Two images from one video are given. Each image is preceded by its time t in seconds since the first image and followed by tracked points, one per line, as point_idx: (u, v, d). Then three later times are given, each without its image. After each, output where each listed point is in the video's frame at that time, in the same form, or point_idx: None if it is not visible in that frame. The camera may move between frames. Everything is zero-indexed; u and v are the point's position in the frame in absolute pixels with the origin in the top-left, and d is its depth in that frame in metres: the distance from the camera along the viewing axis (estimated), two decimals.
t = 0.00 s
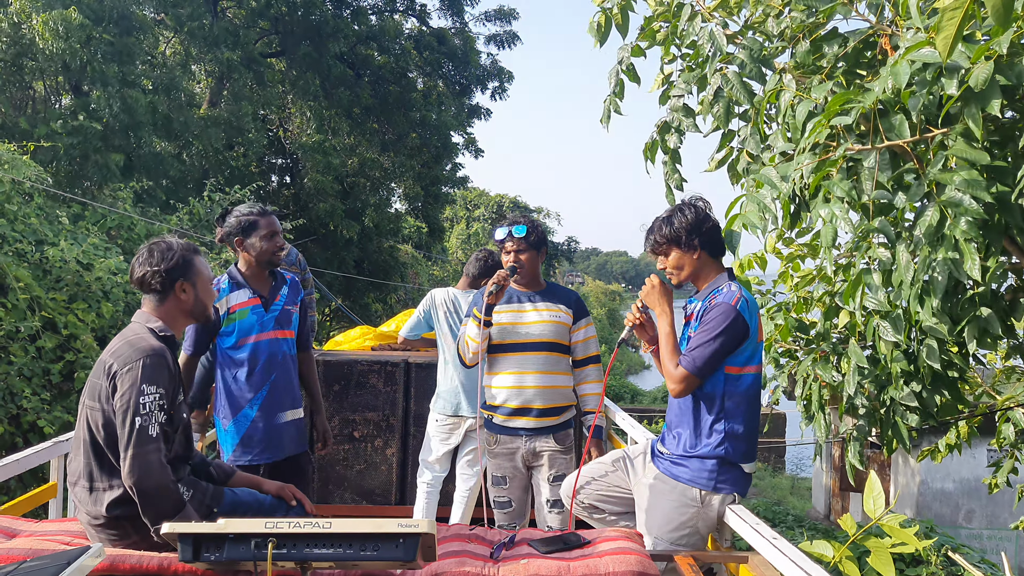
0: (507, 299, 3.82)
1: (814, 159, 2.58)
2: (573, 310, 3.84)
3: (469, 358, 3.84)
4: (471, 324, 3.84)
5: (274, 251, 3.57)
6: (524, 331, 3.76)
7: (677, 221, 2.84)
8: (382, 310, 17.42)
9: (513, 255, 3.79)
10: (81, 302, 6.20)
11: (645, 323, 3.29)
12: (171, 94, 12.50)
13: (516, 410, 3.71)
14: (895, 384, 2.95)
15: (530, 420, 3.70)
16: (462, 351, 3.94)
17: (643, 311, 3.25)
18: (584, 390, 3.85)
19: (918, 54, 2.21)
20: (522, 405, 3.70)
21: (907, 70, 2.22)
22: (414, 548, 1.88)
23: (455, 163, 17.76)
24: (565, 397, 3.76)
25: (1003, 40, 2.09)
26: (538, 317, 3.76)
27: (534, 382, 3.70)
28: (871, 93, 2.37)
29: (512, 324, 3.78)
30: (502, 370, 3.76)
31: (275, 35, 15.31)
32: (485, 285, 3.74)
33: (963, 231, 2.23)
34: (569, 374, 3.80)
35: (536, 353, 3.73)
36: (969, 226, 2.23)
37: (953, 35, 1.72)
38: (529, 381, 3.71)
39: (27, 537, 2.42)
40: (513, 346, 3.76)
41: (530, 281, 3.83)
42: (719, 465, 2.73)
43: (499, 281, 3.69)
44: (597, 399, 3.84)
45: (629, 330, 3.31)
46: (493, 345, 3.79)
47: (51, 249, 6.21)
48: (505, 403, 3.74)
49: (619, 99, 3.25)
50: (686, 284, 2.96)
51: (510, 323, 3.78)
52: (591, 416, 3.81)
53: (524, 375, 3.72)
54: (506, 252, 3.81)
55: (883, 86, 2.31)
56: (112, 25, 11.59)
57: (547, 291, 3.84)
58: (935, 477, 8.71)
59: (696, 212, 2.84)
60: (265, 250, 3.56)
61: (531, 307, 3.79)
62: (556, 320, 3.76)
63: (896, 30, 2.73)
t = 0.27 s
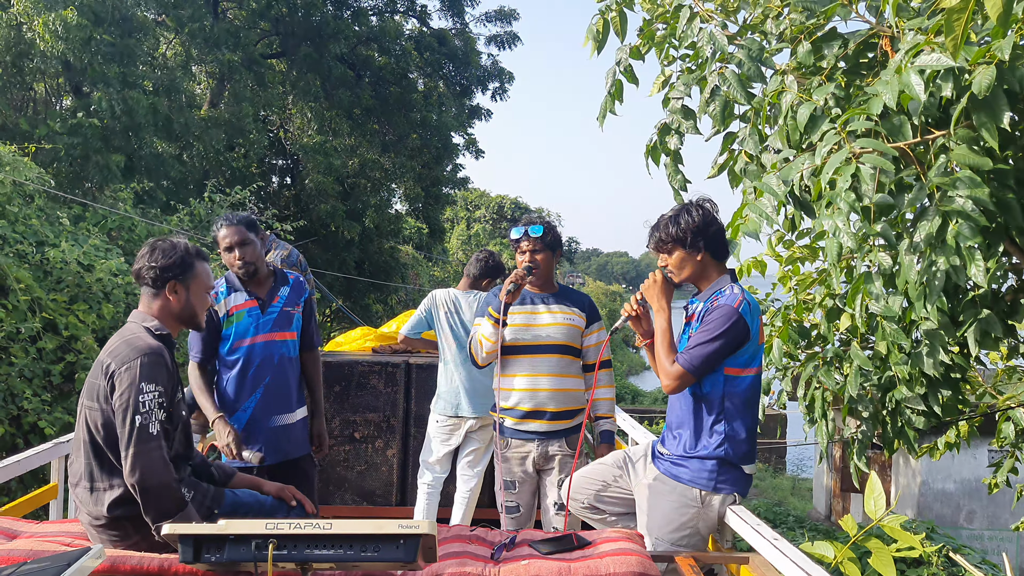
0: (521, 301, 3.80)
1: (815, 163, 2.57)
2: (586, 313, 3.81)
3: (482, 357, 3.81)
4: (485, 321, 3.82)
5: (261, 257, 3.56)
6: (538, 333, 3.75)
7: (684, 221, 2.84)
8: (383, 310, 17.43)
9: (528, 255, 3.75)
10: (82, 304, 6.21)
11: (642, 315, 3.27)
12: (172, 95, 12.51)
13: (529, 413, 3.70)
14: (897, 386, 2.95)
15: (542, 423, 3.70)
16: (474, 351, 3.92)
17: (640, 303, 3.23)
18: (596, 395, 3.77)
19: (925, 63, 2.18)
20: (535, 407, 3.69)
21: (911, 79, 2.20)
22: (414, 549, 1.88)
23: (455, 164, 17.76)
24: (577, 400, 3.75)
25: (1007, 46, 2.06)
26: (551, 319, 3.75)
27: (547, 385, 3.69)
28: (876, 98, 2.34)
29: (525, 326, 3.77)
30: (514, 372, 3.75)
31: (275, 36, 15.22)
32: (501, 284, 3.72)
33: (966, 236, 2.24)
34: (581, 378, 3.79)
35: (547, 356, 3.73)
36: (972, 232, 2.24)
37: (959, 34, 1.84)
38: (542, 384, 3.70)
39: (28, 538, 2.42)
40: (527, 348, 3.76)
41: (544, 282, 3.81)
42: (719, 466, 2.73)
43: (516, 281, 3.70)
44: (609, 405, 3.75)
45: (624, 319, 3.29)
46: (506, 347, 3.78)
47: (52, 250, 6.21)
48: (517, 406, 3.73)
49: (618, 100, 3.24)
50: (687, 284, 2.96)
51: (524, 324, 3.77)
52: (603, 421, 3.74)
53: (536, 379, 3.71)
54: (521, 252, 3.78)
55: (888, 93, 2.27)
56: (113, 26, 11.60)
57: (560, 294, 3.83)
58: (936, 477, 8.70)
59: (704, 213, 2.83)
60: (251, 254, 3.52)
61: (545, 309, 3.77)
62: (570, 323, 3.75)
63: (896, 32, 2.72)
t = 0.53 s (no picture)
0: (536, 303, 3.78)
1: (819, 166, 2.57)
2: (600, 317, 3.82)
3: (497, 359, 3.76)
4: (502, 323, 3.74)
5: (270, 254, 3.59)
6: (554, 336, 3.74)
7: (687, 219, 2.84)
8: (385, 311, 17.44)
9: (543, 256, 3.73)
10: (83, 304, 6.21)
11: (642, 312, 3.28)
12: (173, 96, 12.52)
13: (546, 416, 3.71)
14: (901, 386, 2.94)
15: (558, 426, 3.71)
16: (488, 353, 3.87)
17: (641, 300, 3.24)
18: (607, 400, 3.78)
19: (934, 71, 2.16)
20: (552, 410, 3.70)
21: (920, 88, 2.18)
22: (415, 549, 1.88)
23: (456, 164, 17.76)
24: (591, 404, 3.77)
25: None
26: (567, 321, 3.75)
27: (563, 389, 3.70)
28: (881, 105, 2.33)
29: (541, 328, 3.75)
30: (531, 375, 3.74)
31: (277, 37, 15.29)
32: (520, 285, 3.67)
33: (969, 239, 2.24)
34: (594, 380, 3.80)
35: (563, 359, 3.73)
36: (974, 234, 2.24)
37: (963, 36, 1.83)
38: (558, 387, 3.70)
39: (30, 539, 2.43)
40: (543, 351, 3.75)
41: (559, 284, 3.80)
42: (721, 467, 2.74)
43: (535, 281, 3.64)
44: (622, 409, 3.77)
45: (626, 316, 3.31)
46: (522, 349, 3.75)
47: (53, 250, 6.21)
48: (533, 409, 3.72)
49: (617, 100, 3.23)
50: (690, 283, 2.96)
51: (539, 326, 3.76)
52: (617, 425, 3.76)
53: (553, 382, 3.71)
54: (536, 254, 3.75)
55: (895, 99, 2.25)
56: (114, 27, 11.61)
57: (574, 296, 3.82)
58: (938, 478, 8.68)
59: (706, 212, 2.84)
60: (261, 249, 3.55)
61: (560, 312, 3.76)
62: (585, 326, 3.75)
63: (896, 34, 2.71)
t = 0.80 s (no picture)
0: (549, 305, 3.78)
1: (822, 169, 2.58)
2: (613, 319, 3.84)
3: (512, 361, 3.72)
4: (517, 324, 3.70)
5: (307, 256, 3.77)
6: (568, 338, 3.74)
7: (693, 217, 2.85)
8: (386, 311, 17.43)
9: (557, 256, 3.74)
10: (85, 304, 6.21)
11: (646, 312, 3.29)
12: (174, 96, 12.50)
13: (562, 419, 3.68)
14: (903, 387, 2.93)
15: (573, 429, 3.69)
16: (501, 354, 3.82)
17: (645, 299, 3.24)
18: (618, 402, 3.84)
19: (935, 72, 2.15)
20: (568, 412, 3.68)
21: (919, 90, 2.18)
22: (417, 549, 1.88)
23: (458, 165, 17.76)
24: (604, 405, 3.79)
25: None
26: (581, 322, 3.75)
27: (579, 391, 3.70)
28: (883, 108, 2.33)
29: (555, 330, 3.75)
30: (546, 377, 3.73)
31: (278, 37, 15.31)
32: (533, 286, 3.66)
33: (974, 238, 2.24)
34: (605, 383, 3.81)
35: (578, 361, 3.73)
36: (980, 233, 2.23)
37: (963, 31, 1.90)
38: (574, 389, 3.70)
39: (32, 539, 2.43)
40: (557, 353, 3.74)
41: (571, 286, 3.81)
42: (723, 467, 2.73)
43: (549, 282, 3.65)
44: (633, 410, 3.83)
45: (629, 315, 3.31)
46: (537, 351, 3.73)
47: (55, 250, 6.22)
48: (548, 411, 3.69)
49: (619, 96, 3.23)
50: (693, 283, 2.97)
51: (553, 328, 3.76)
52: (629, 427, 3.81)
53: (568, 384, 3.71)
54: (549, 255, 3.76)
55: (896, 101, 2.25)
56: (115, 28, 11.62)
57: (587, 299, 3.84)
58: (940, 478, 8.67)
59: (712, 210, 2.85)
60: (298, 249, 3.73)
61: (574, 313, 3.77)
62: (599, 328, 3.76)
63: (899, 35, 2.72)
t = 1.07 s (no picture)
0: (556, 305, 3.76)
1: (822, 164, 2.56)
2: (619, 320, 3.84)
3: (518, 360, 3.66)
4: (523, 322, 3.64)
5: (338, 259, 3.81)
6: (576, 339, 3.73)
7: (693, 216, 2.84)
8: (386, 312, 17.44)
9: (564, 256, 3.73)
10: (85, 304, 6.21)
11: (647, 312, 3.29)
12: (175, 96, 12.50)
13: (568, 421, 3.68)
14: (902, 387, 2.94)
15: (579, 431, 3.69)
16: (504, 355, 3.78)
17: (646, 300, 3.24)
18: (622, 403, 3.85)
19: (934, 67, 2.17)
20: (575, 413, 3.68)
21: (921, 81, 2.18)
22: (418, 549, 1.88)
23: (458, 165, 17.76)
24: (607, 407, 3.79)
25: None
26: (587, 323, 3.75)
27: (585, 393, 3.70)
28: (883, 100, 2.34)
29: (563, 331, 3.74)
30: (553, 378, 3.71)
31: (279, 38, 15.34)
32: (541, 284, 3.64)
33: (974, 237, 2.24)
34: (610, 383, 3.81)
35: (585, 362, 3.72)
36: (980, 232, 2.23)
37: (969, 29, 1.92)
38: (581, 391, 3.70)
39: (34, 539, 2.44)
40: (564, 353, 3.73)
41: (578, 286, 3.80)
42: (723, 468, 2.73)
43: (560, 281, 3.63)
44: (636, 412, 3.84)
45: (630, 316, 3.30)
46: (544, 351, 3.71)
47: (56, 251, 6.22)
48: (555, 412, 3.68)
49: (624, 93, 3.25)
50: (693, 283, 2.97)
51: (560, 329, 3.74)
52: (633, 429, 3.81)
53: (575, 385, 3.70)
54: (557, 254, 3.75)
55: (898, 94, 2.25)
56: (116, 28, 11.63)
57: (593, 299, 3.83)
58: (940, 478, 8.67)
59: (712, 209, 2.85)
60: (330, 253, 3.79)
61: (581, 314, 3.76)
62: (605, 329, 3.76)
63: (903, 32, 2.72)
